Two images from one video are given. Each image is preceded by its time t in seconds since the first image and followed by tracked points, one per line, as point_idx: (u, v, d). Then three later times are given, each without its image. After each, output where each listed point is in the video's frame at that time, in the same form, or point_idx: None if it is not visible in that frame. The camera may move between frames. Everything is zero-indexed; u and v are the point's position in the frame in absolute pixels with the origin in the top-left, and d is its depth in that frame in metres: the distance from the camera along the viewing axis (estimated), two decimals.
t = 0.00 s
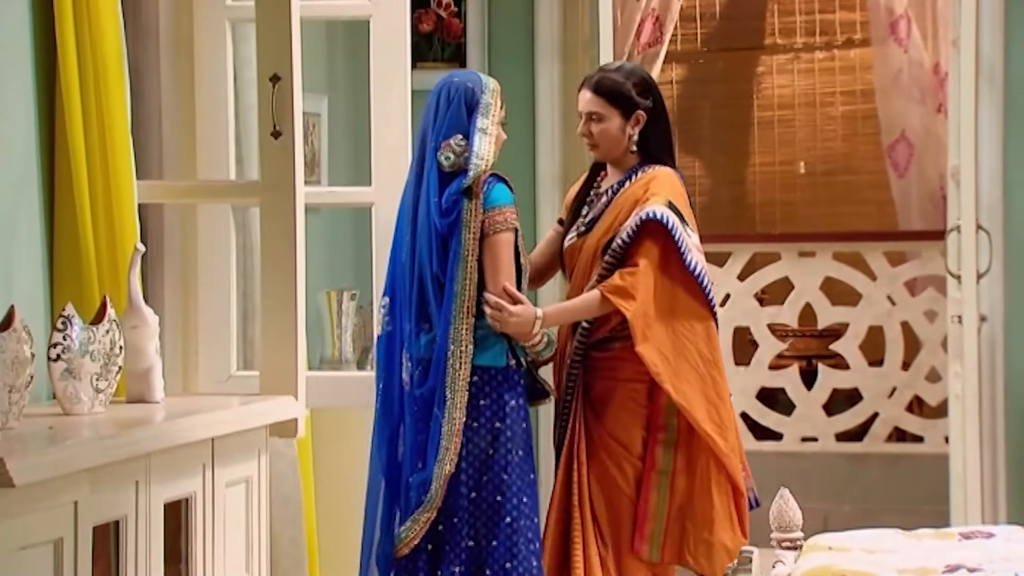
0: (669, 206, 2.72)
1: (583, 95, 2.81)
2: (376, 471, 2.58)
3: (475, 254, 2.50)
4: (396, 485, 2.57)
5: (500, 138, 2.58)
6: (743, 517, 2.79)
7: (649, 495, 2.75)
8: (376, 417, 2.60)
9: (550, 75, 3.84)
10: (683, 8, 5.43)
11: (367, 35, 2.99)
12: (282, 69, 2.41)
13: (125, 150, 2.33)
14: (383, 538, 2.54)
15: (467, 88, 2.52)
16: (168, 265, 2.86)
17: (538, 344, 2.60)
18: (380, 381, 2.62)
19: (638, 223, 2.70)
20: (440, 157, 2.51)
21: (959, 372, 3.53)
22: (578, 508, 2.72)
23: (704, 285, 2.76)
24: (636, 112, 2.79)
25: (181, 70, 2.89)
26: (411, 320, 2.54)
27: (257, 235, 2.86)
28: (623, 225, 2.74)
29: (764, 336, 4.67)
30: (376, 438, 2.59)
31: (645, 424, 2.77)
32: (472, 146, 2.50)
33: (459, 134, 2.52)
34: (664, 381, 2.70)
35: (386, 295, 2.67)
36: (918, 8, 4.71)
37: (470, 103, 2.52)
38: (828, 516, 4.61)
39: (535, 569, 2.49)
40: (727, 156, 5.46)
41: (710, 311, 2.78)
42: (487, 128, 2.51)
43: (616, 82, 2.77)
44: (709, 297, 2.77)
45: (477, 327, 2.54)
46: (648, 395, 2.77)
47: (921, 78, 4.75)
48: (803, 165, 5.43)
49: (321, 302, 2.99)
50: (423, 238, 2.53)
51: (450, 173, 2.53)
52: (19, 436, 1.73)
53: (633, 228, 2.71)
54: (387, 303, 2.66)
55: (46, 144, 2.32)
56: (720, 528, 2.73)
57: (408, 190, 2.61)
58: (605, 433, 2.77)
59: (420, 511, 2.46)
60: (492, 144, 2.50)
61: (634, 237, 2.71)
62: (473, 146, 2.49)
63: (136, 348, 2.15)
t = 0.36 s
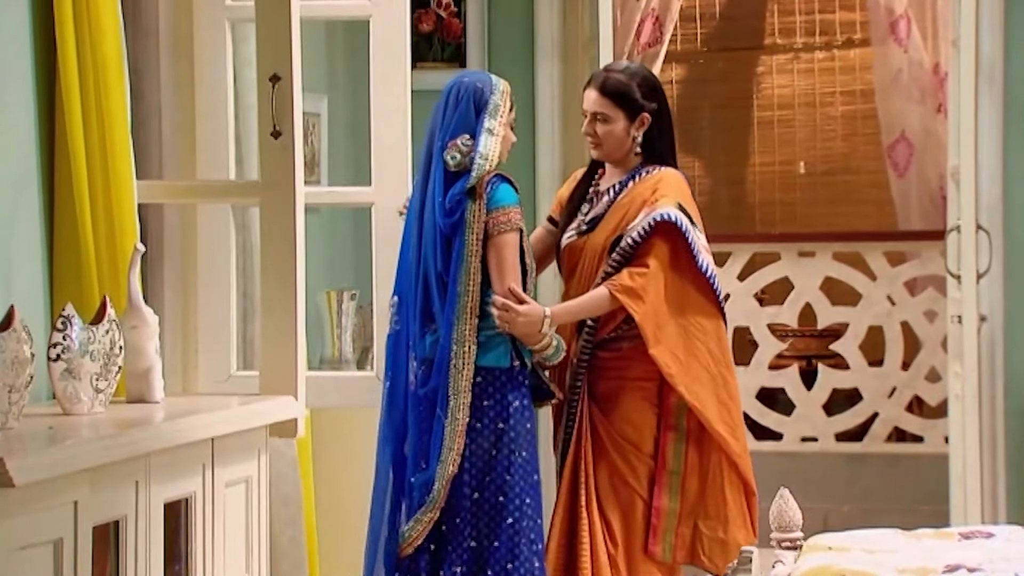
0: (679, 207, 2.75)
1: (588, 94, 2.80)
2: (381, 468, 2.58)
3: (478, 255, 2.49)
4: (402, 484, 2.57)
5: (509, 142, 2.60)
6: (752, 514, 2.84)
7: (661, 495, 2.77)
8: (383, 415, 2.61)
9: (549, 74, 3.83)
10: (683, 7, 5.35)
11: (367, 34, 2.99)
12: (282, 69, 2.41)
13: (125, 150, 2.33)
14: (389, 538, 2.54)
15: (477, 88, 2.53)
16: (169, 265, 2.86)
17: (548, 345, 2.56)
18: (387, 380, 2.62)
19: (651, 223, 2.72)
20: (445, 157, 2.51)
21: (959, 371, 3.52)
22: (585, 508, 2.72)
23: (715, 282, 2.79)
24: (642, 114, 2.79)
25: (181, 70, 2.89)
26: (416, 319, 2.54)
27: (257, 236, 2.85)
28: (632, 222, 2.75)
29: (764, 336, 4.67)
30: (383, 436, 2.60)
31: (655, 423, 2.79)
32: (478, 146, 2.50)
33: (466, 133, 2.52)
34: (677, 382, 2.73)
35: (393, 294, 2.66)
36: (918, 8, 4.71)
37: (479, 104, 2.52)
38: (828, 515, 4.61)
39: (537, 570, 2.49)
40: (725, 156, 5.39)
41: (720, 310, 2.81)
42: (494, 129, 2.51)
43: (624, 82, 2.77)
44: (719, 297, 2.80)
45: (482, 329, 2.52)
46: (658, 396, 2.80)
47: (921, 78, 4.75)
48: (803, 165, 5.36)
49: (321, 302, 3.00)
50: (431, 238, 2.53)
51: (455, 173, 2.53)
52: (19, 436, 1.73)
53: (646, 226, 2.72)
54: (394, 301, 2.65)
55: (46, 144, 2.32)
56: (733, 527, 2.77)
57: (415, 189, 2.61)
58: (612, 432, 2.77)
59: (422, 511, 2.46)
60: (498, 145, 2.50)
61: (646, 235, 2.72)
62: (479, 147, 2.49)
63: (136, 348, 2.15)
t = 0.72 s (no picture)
0: (687, 208, 2.75)
1: (590, 96, 2.79)
2: (385, 465, 2.59)
3: (478, 255, 2.48)
4: (406, 484, 2.57)
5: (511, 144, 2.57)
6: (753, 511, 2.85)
7: (667, 493, 2.77)
8: (387, 415, 2.61)
9: (550, 74, 3.82)
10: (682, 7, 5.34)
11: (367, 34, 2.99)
12: (282, 69, 2.41)
13: (125, 149, 2.33)
14: (396, 538, 2.56)
15: (482, 89, 2.53)
16: (169, 265, 2.85)
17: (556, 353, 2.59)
18: (390, 381, 2.62)
19: (662, 223, 2.72)
20: (448, 156, 2.51)
21: (959, 372, 3.52)
22: (591, 509, 2.71)
23: (721, 282, 2.80)
24: (643, 117, 2.79)
25: (181, 70, 2.89)
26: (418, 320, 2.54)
27: (257, 236, 2.86)
28: (637, 221, 2.75)
29: (764, 336, 4.66)
30: (388, 436, 2.60)
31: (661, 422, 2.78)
32: (481, 147, 2.49)
33: (470, 134, 2.52)
34: (685, 382, 2.73)
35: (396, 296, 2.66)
36: (918, 8, 4.71)
37: (483, 105, 2.52)
38: (828, 515, 4.61)
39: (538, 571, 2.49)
40: (725, 156, 5.39)
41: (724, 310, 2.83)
42: (497, 130, 2.51)
43: (627, 85, 2.76)
44: (723, 296, 2.82)
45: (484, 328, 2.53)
46: (664, 395, 2.79)
47: (921, 78, 4.75)
48: (803, 165, 5.36)
49: (321, 302, 3.00)
50: (433, 237, 2.53)
51: (457, 172, 2.52)
52: (18, 435, 1.73)
53: (654, 226, 2.72)
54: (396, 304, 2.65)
55: (46, 143, 2.31)
56: (738, 526, 2.78)
57: (418, 188, 2.61)
58: (617, 431, 2.77)
59: (425, 513, 2.46)
60: (501, 146, 2.50)
61: (654, 235, 2.71)
62: (481, 147, 2.49)
63: (135, 348, 2.15)
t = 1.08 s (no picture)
0: (687, 207, 2.75)
1: (588, 98, 2.78)
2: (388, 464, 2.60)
3: (472, 255, 2.47)
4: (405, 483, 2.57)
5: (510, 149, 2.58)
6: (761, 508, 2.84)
7: (674, 493, 2.76)
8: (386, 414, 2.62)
9: (550, 75, 3.82)
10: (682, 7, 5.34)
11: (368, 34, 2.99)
12: (282, 69, 2.41)
13: (125, 148, 2.33)
14: (397, 537, 2.56)
15: (482, 90, 2.53)
16: (169, 265, 2.86)
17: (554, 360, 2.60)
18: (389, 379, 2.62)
19: (663, 222, 2.72)
20: (445, 156, 2.51)
21: (959, 372, 3.52)
22: (595, 509, 2.71)
23: (722, 280, 2.80)
24: (642, 118, 2.79)
25: (181, 70, 2.89)
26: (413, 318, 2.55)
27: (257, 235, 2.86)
28: (637, 220, 2.75)
29: (764, 336, 4.66)
30: (388, 435, 2.60)
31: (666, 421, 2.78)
32: (479, 147, 2.50)
33: (468, 133, 2.52)
34: (688, 380, 2.73)
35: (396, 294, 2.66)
36: (918, 8, 4.70)
37: (483, 106, 2.52)
38: (828, 516, 4.66)
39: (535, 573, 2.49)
40: (726, 156, 5.39)
41: (727, 308, 2.82)
42: (496, 131, 2.51)
43: (625, 87, 2.75)
44: (725, 294, 2.81)
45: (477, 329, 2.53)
46: (669, 394, 2.79)
47: (921, 78, 4.74)
48: (802, 165, 5.36)
49: (320, 303, 2.99)
50: (430, 237, 2.53)
51: (455, 172, 2.52)
52: (18, 435, 1.73)
53: (654, 224, 2.72)
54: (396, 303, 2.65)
55: (46, 143, 2.31)
56: (747, 523, 2.78)
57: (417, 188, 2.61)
58: (623, 430, 2.76)
59: (422, 513, 2.46)
60: (499, 148, 2.50)
61: (655, 234, 2.71)
62: (479, 147, 2.49)
63: (135, 348, 2.15)
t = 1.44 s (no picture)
0: (688, 205, 2.72)
1: (590, 100, 2.75)
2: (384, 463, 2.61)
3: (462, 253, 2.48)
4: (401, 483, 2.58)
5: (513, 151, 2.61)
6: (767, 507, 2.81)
7: (681, 491, 2.72)
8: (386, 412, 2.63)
9: (550, 75, 3.82)
10: (682, 7, 5.34)
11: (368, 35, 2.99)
12: (282, 70, 2.41)
13: (124, 148, 2.34)
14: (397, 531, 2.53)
15: (486, 89, 2.53)
16: (169, 265, 2.86)
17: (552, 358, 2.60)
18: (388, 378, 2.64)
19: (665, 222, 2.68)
20: (443, 153, 2.52)
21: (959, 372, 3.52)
22: (602, 508, 2.65)
23: (725, 277, 2.76)
24: (643, 120, 2.77)
25: (182, 71, 2.89)
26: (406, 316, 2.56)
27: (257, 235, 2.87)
28: (639, 220, 2.71)
29: (764, 336, 4.66)
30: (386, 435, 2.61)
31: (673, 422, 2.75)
32: (476, 147, 2.50)
33: (467, 133, 2.52)
34: (693, 377, 2.70)
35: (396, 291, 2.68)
36: (919, 8, 4.70)
37: (484, 106, 2.52)
38: (828, 514, 4.63)
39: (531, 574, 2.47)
40: (726, 156, 5.39)
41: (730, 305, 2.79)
42: (495, 133, 2.51)
43: (627, 91, 2.72)
44: (728, 291, 2.78)
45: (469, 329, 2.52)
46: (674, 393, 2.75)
47: (921, 78, 4.74)
48: (803, 164, 5.35)
49: (321, 302, 2.98)
50: (424, 235, 2.53)
51: (452, 171, 2.52)
52: (18, 435, 1.73)
53: (658, 224, 2.68)
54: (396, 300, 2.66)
55: (46, 142, 2.32)
56: (756, 521, 2.74)
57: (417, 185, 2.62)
58: (629, 429, 2.72)
59: (414, 513, 2.47)
60: (495, 149, 2.51)
61: (658, 234, 2.68)
62: (475, 146, 2.50)
63: (135, 348, 2.16)
